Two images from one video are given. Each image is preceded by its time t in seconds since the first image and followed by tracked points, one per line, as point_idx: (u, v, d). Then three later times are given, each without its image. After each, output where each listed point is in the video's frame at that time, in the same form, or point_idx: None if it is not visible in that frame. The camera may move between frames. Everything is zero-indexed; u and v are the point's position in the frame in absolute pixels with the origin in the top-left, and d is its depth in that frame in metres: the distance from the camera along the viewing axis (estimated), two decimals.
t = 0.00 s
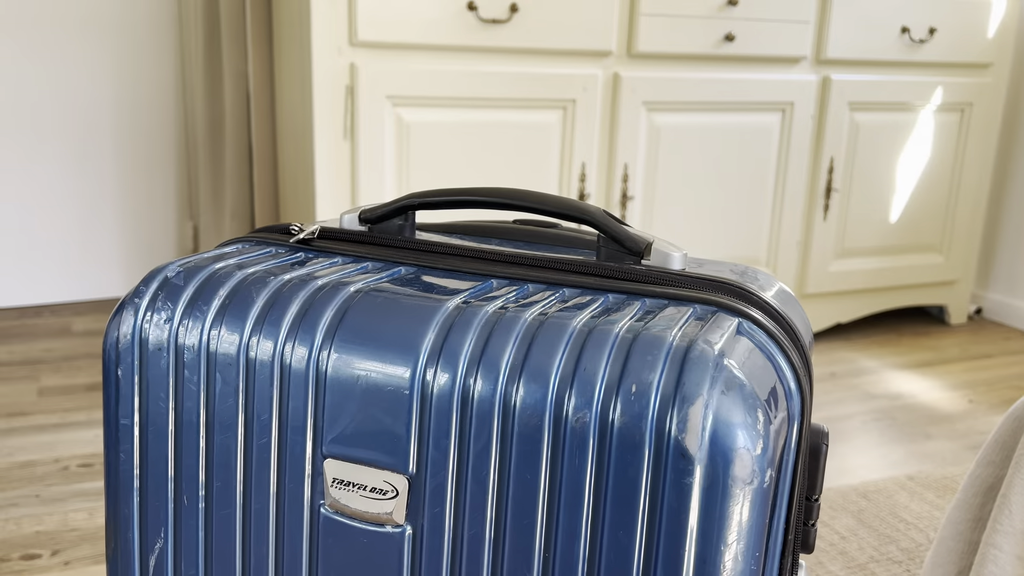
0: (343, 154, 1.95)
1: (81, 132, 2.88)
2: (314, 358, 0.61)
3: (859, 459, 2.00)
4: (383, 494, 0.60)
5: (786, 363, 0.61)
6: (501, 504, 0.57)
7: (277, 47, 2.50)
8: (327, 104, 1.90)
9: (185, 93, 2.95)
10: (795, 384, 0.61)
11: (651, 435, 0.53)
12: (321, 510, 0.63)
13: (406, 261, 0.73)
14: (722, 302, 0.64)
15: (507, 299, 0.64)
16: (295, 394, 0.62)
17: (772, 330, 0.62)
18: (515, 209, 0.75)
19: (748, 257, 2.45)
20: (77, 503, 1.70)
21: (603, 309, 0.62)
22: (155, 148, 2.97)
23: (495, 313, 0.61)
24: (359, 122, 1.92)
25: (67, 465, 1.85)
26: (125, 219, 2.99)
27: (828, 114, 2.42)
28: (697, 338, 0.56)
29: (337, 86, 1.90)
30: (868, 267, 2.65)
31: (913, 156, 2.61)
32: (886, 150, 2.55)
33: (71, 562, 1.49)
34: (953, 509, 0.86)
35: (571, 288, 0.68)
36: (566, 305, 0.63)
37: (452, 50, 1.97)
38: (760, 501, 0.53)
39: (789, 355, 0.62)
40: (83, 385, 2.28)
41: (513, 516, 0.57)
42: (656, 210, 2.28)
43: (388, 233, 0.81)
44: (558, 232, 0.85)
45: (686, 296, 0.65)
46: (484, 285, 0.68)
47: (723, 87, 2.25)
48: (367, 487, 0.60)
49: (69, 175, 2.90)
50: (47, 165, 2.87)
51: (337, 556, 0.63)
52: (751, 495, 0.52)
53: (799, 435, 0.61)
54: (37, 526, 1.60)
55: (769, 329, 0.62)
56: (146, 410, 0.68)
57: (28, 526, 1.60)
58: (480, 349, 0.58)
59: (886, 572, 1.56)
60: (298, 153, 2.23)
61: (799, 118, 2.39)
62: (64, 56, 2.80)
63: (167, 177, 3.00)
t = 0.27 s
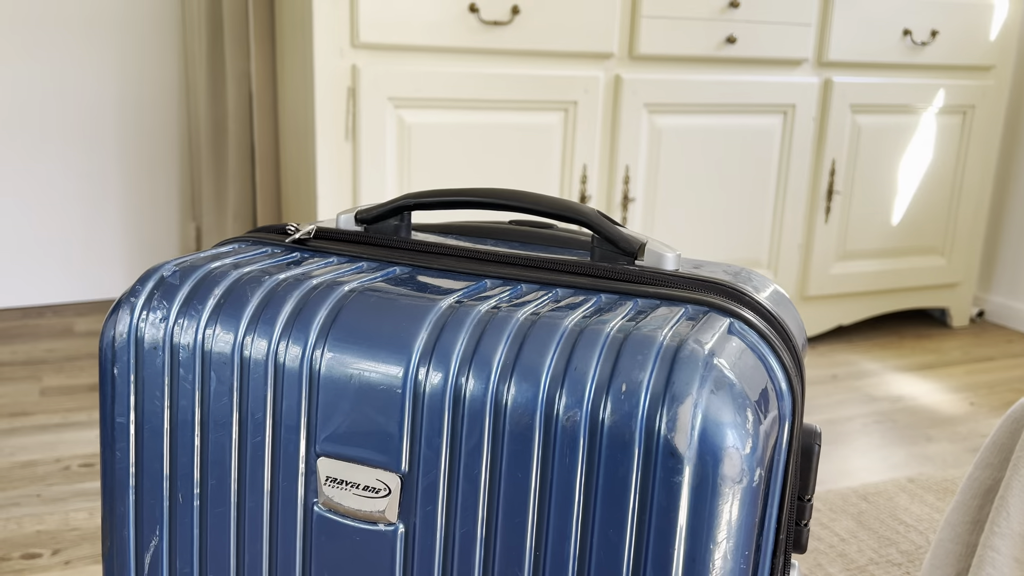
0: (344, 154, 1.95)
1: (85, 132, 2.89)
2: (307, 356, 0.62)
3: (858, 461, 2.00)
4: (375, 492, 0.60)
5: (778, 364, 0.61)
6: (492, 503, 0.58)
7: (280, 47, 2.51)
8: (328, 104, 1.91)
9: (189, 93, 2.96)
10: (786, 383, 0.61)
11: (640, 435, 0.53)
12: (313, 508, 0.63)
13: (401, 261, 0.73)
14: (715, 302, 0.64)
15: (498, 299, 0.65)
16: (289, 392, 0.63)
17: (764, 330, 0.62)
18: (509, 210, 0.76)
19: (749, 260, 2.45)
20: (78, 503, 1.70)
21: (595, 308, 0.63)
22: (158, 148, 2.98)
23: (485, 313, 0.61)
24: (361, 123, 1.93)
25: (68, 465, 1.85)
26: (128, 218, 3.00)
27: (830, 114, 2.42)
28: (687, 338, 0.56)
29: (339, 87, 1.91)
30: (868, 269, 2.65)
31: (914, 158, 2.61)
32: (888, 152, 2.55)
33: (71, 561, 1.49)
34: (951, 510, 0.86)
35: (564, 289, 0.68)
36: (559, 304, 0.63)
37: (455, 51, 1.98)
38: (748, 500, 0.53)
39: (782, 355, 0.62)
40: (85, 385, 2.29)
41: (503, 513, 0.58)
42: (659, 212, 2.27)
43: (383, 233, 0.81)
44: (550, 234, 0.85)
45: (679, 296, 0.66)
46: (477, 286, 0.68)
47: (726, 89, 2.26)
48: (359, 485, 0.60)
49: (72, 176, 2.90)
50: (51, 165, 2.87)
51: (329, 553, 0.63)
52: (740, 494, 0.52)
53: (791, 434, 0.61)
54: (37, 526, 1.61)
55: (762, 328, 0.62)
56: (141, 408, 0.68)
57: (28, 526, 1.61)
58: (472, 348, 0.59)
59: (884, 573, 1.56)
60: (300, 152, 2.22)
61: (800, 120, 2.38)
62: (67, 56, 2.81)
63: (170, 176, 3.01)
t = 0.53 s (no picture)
0: (347, 156, 1.96)
1: (90, 133, 2.90)
2: (305, 355, 0.62)
3: (860, 463, 2.00)
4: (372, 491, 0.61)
5: (775, 363, 0.62)
6: (488, 501, 0.58)
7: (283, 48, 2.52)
8: (332, 105, 1.91)
9: (194, 94, 2.97)
10: (782, 384, 0.61)
11: (635, 433, 0.53)
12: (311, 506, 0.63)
13: (399, 260, 0.73)
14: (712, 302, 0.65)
15: (495, 299, 0.65)
16: (287, 390, 0.63)
17: (760, 330, 0.63)
18: (508, 210, 0.76)
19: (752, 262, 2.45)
20: (80, 502, 1.71)
21: (592, 308, 0.63)
22: (162, 149, 2.99)
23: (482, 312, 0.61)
24: (365, 124, 1.93)
25: (71, 464, 1.86)
26: (133, 219, 3.01)
27: (833, 117, 2.42)
28: (682, 338, 0.56)
29: (343, 89, 1.91)
30: (871, 271, 2.65)
31: (918, 160, 2.60)
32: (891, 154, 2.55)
33: (74, 561, 1.50)
34: (951, 512, 0.86)
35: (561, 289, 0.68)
36: (556, 304, 0.64)
37: (458, 53, 1.98)
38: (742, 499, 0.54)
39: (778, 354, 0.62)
40: (88, 386, 2.30)
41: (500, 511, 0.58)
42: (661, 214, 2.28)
43: (382, 233, 0.82)
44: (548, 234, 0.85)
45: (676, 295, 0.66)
46: (474, 285, 0.69)
47: (728, 91, 2.26)
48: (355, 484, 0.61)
49: (76, 176, 2.91)
50: (56, 166, 2.88)
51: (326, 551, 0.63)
52: (735, 494, 0.53)
53: (787, 435, 0.61)
54: (39, 525, 1.61)
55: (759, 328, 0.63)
56: (140, 405, 0.69)
57: (31, 525, 1.61)
58: (468, 348, 0.59)
59: None
60: (303, 152, 2.23)
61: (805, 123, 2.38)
62: (72, 58, 2.83)
63: (174, 177, 3.02)
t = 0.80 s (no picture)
0: (351, 154, 1.96)
1: (95, 132, 2.91)
2: (303, 349, 0.62)
3: (862, 463, 2.00)
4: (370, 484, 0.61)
5: (773, 358, 0.62)
6: (485, 493, 0.58)
7: (287, 47, 2.52)
8: (335, 104, 1.92)
9: (198, 93, 2.98)
10: (780, 379, 0.61)
11: (632, 427, 0.53)
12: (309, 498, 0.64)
13: (398, 255, 0.73)
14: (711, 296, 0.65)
15: (494, 293, 0.65)
16: (285, 384, 0.63)
17: (758, 326, 0.63)
18: (508, 206, 0.76)
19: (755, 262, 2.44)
20: (83, 499, 1.71)
21: (590, 303, 0.63)
22: (166, 148, 3.00)
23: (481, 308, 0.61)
24: (369, 123, 1.93)
25: (74, 461, 1.86)
26: (137, 217, 3.02)
27: (837, 117, 2.41)
28: (679, 332, 0.56)
29: (346, 87, 1.91)
30: (875, 271, 2.65)
31: (922, 161, 2.60)
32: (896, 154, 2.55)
33: (76, 557, 1.50)
34: (953, 513, 0.86)
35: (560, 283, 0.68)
36: (554, 299, 0.64)
37: (462, 52, 1.98)
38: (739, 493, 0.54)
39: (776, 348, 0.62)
40: (92, 383, 2.31)
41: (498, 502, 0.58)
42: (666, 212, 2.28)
43: (382, 228, 0.82)
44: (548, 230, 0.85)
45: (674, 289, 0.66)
46: (473, 280, 0.69)
47: (732, 91, 2.26)
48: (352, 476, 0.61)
49: (81, 175, 2.92)
50: (61, 165, 2.89)
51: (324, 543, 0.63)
52: (731, 487, 0.53)
53: (785, 430, 0.61)
54: (42, 521, 1.62)
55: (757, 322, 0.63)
56: (140, 399, 0.69)
57: (34, 521, 1.62)
58: (466, 341, 0.59)
59: None
60: (307, 151, 2.23)
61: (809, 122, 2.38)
62: (78, 57, 2.84)
63: (178, 176, 3.03)
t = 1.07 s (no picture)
0: (355, 153, 1.97)
1: (101, 131, 2.92)
2: (301, 343, 0.63)
3: (864, 463, 2.00)
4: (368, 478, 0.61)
5: (770, 354, 0.62)
6: (481, 487, 0.58)
7: (292, 47, 2.52)
8: (340, 103, 1.92)
9: (203, 93, 2.99)
10: (777, 376, 0.61)
11: (627, 422, 0.54)
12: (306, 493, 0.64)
13: (397, 251, 0.74)
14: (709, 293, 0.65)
15: (491, 289, 0.65)
16: (283, 378, 0.63)
17: (756, 323, 0.63)
18: (508, 203, 0.76)
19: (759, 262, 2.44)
20: (87, 495, 1.72)
21: (587, 299, 0.63)
22: (171, 147, 3.01)
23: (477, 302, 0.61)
24: (372, 122, 1.94)
25: (77, 458, 1.87)
26: (142, 216, 3.03)
27: (842, 118, 2.41)
28: (675, 329, 0.56)
29: (351, 86, 1.92)
30: (879, 271, 2.64)
31: (927, 162, 2.59)
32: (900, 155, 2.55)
33: (79, 553, 1.51)
34: (953, 513, 0.86)
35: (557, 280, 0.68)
36: (550, 295, 0.64)
37: (466, 51, 1.98)
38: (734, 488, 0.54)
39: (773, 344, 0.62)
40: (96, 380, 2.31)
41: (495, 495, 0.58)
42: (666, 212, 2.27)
43: (382, 225, 0.82)
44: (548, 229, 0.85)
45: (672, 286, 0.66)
46: (471, 276, 0.69)
47: (735, 92, 2.26)
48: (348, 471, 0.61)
49: (86, 174, 2.93)
50: (65, 164, 2.90)
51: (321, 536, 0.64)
52: (727, 482, 0.53)
53: (781, 427, 0.61)
54: (46, 518, 1.62)
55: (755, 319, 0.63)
56: (140, 393, 0.69)
57: (37, 517, 1.62)
58: (463, 337, 0.59)
59: None
60: (311, 150, 2.23)
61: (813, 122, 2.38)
62: (83, 56, 2.84)
63: (183, 175, 3.04)
